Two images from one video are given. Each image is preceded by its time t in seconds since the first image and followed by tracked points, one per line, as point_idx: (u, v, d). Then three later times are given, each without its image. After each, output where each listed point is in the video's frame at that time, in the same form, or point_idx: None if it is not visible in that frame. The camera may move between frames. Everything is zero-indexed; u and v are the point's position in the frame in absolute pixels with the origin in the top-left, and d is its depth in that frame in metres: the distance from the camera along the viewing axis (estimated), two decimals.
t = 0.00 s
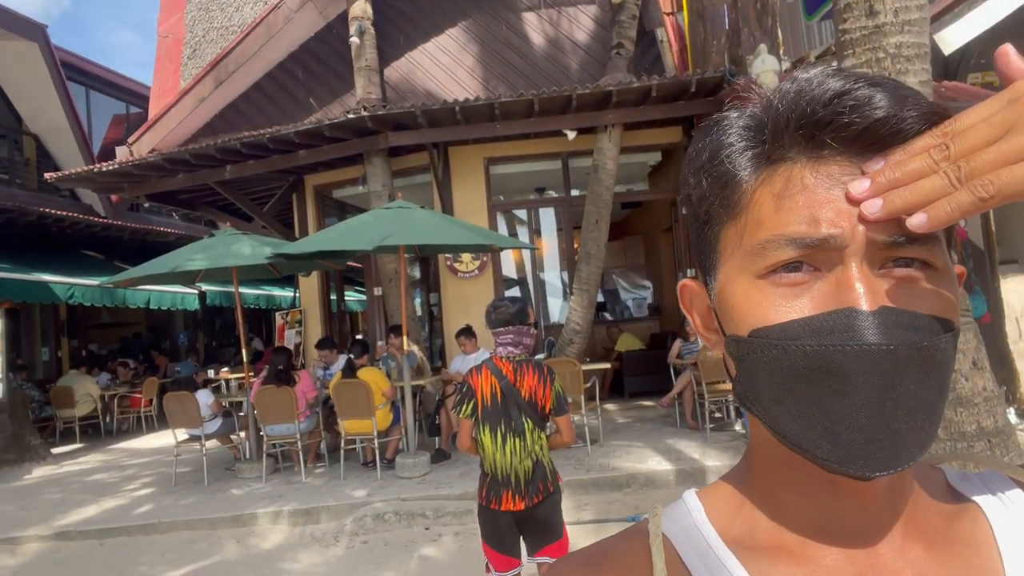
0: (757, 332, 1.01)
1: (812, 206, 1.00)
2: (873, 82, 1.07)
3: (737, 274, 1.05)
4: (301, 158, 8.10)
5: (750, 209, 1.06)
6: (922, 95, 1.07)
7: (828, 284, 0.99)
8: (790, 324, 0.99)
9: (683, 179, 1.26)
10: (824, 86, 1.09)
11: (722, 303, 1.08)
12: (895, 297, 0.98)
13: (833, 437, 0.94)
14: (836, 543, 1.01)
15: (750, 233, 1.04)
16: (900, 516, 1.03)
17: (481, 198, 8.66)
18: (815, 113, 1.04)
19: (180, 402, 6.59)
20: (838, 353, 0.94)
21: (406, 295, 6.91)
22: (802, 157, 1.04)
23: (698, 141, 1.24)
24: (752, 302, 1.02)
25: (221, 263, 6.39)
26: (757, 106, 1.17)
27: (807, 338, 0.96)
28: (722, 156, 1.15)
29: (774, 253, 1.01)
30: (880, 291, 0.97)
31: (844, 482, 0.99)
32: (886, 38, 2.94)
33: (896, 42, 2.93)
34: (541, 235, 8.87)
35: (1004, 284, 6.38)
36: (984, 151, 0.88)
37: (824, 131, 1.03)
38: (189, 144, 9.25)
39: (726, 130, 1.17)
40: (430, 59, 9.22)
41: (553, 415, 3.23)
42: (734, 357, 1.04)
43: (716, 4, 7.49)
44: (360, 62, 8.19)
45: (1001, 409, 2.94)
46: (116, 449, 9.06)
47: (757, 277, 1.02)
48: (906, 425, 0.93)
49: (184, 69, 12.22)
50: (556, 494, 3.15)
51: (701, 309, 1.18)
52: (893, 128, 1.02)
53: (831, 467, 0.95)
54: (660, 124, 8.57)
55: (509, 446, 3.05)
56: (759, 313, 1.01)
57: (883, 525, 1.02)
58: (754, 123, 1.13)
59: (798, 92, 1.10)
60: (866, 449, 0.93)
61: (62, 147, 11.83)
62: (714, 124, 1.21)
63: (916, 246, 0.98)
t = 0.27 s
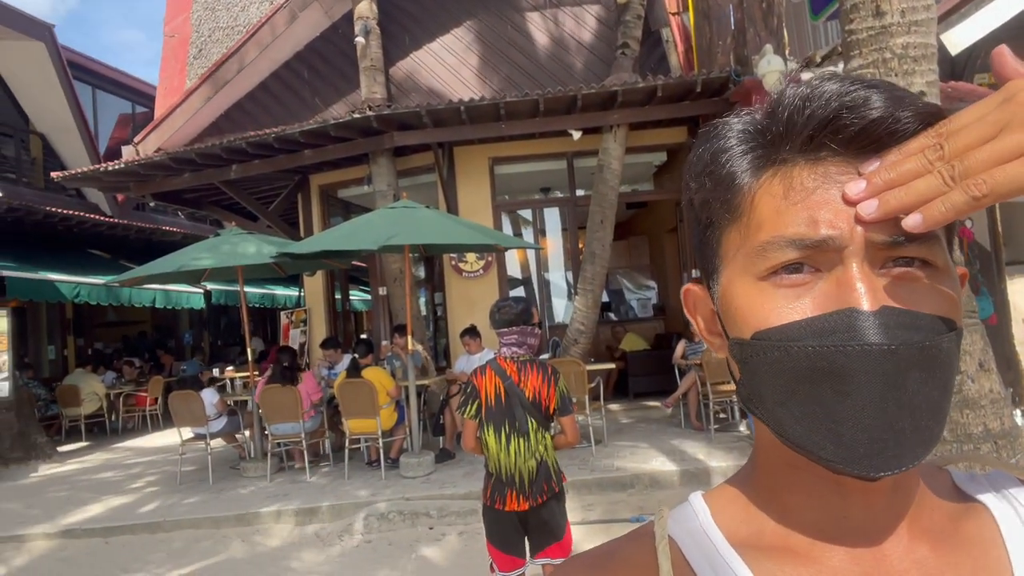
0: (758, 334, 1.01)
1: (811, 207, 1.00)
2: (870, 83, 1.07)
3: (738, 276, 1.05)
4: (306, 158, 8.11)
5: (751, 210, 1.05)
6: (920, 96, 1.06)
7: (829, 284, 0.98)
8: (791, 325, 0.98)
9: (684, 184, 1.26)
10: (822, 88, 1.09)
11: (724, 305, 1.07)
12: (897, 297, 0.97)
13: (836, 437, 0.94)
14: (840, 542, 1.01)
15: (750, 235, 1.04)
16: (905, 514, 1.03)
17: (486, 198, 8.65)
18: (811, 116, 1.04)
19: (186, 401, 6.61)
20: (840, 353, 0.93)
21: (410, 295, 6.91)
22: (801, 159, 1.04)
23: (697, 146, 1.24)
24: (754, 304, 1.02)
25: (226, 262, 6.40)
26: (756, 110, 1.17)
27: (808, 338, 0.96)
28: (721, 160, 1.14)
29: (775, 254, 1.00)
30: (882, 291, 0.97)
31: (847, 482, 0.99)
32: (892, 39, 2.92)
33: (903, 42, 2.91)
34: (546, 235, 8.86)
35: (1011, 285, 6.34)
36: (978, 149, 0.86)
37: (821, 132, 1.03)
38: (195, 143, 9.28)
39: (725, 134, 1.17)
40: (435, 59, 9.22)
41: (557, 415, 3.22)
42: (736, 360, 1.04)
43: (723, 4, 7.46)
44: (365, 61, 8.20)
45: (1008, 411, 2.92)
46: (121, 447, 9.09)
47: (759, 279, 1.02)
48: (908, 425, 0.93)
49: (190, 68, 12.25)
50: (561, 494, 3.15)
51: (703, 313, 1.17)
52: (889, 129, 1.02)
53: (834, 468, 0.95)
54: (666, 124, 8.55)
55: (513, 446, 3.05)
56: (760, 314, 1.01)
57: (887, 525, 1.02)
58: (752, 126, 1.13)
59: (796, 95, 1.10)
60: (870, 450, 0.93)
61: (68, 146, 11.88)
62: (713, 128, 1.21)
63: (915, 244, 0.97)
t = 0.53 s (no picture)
0: (764, 334, 1.01)
1: (816, 208, 1.00)
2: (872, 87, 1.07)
3: (743, 277, 1.05)
4: (309, 160, 8.13)
5: (756, 211, 1.05)
6: (922, 99, 1.07)
7: (833, 284, 0.99)
8: (796, 325, 0.98)
9: (688, 186, 1.26)
10: (825, 92, 1.09)
11: (728, 306, 1.07)
12: (901, 297, 0.97)
13: (841, 437, 0.94)
14: (843, 542, 1.01)
15: (756, 235, 1.04)
16: (910, 517, 1.03)
17: (488, 200, 8.67)
18: (817, 115, 1.04)
19: (189, 403, 6.62)
20: (845, 353, 0.94)
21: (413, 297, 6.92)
22: (806, 160, 1.04)
23: (700, 148, 1.24)
24: (759, 304, 1.02)
25: (230, 264, 6.42)
26: (759, 113, 1.17)
27: (814, 338, 0.96)
28: (724, 162, 1.14)
29: (781, 254, 1.00)
30: (886, 291, 0.96)
31: (851, 482, 0.99)
32: (895, 41, 2.92)
33: (905, 44, 2.92)
34: (549, 237, 8.87)
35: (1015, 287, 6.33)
36: (982, 154, 0.86)
37: (825, 134, 1.03)
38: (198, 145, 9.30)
39: (729, 137, 1.16)
40: (439, 61, 9.23)
41: (559, 417, 3.22)
42: (741, 360, 1.04)
43: (725, 6, 7.47)
44: (368, 64, 8.22)
45: (1011, 413, 2.92)
46: (124, 449, 9.11)
47: (764, 280, 1.02)
48: (912, 426, 0.93)
49: (193, 70, 12.28)
50: (563, 496, 3.14)
51: (708, 315, 1.17)
52: (892, 130, 1.02)
53: (839, 467, 0.95)
54: (669, 126, 8.56)
55: (514, 449, 3.05)
56: (765, 315, 1.01)
57: (892, 528, 1.01)
58: (757, 129, 1.13)
59: (800, 97, 1.10)
60: (875, 449, 0.93)
61: (72, 148, 11.91)
62: (716, 131, 1.21)
63: (920, 246, 0.98)
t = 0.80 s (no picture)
0: (762, 337, 1.01)
1: (814, 212, 1.01)
2: (871, 93, 1.08)
3: (741, 280, 1.05)
4: (309, 165, 8.14)
5: (755, 216, 1.06)
6: (919, 104, 1.06)
7: (831, 288, 0.99)
8: (794, 328, 0.99)
9: (688, 191, 1.26)
10: (824, 96, 1.09)
11: (727, 310, 1.07)
12: (900, 301, 0.97)
13: (838, 440, 0.95)
14: (839, 546, 1.01)
15: (755, 239, 1.04)
16: (907, 525, 1.03)
17: (488, 204, 8.68)
18: (816, 119, 1.04)
19: (189, 407, 6.62)
20: (842, 357, 0.94)
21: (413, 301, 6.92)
22: (805, 165, 1.05)
23: (700, 153, 1.24)
24: (757, 308, 1.02)
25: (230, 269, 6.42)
26: (758, 119, 1.17)
27: (811, 341, 0.97)
28: (724, 168, 1.15)
29: (779, 258, 1.01)
30: (885, 294, 0.97)
31: (849, 486, 0.99)
32: (893, 46, 2.94)
33: (903, 49, 2.93)
34: (548, 241, 8.87)
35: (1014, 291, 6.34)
36: (987, 149, 0.85)
37: (825, 139, 1.03)
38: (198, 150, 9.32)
39: (728, 143, 1.16)
40: (439, 66, 9.25)
41: (559, 422, 3.22)
42: (740, 364, 1.04)
43: (725, 11, 7.48)
44: (368, 69, 8.23)
45: (1010, 417, 2.93)
46: (124, 454, 9.10)
47: (763, 283, 1.02)
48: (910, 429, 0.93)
49: (194, 76, 12.30)
50: (563, 500, 3.13)
51: (706, 320, 1.18)
52: (891, 135, 1.01)
53: (837, 469, 0.95)
54: (669, 131, 8.57)
55: (513, 453, 3.05)
56: (764, 318, 1.01)
57: (890, 534, 1.02)
58: (757, 135, 1.13)
59: (800, 102, 1.10)
60: (871, 452, 0.93)
61: (72, 153, 11.92)
62: (717, 137, 1.21)
63: (918, 249, 0.98)
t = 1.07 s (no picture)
0: (755, 334, 1.01)
1: (804, 210, 1.02)
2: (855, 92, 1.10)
3: (733, 278, 1.05)
4: (308, 171, 8.15)
5: (748, 214, 1.07)
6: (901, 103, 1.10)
7: (821, 283, 1.00)
8: (786, 324, 0.99)
9: (679, 194, 1.26)
10: (810, 96, 1.10)
11: (719, 308, 1.08)
12: (890, 294, 0.99)
13: (830, 435, 0.94)
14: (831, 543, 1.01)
15: (748, 236, 1.05)
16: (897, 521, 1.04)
17: (487, 210, 8.69)
18: (804, 116, 1.05)
19: (187, 414, 6.61)
20: (834, 351, 0.94)
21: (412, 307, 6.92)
22: (794, 164, 1.06)
23: (691, 155, 1.24)
24: (750, 304, 1.02)
25: (229, 275, 6.42)
26: (746, 120, 1.18)
27: (804, 336, 0.97)
28: (713, 169, 1.15)
29: (770, 254, 1.02)
30: (874, 289, 0.98)
31: (841, 482, 1.00)
32: (888, 50, 2.95)
33: (898, 54, 2.95)
34: (547, 246, 8.88)
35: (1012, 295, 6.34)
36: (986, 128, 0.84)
37: (813, 136, 1.04)
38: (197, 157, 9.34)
39: (717, 143, 1.17)
40: (437, 72, 9.28)
41: (556, 426, 3.22)
42: (733, 361, 1.04)
43: (722, 17, 7.51)
44: (367, 75, 8.25)
45: (1008, 420, 2.94)
46: (123, 461, 9.08)
47: (755, 280, 1.03)
48: (902, 423, 0.93)
49: (193, 82, 12.34)
50: (561, 505, 3.14)
51: (698, 320, 1.18)
52: (876, 132, 1.04)
53: (830, 464, 0.95)
54: (667, 136, 8.59)
55: (511, 458, 3.05)
56: (758, 315, 1.01)
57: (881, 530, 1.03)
58: (745, 134, 1.13)
59: (788, 102, 1.11)
60: (864, 446, 0.93)
61: (71, 160, 11.94)
62: (706, 138, 1.22)
63: (905, 245, 1.02)
